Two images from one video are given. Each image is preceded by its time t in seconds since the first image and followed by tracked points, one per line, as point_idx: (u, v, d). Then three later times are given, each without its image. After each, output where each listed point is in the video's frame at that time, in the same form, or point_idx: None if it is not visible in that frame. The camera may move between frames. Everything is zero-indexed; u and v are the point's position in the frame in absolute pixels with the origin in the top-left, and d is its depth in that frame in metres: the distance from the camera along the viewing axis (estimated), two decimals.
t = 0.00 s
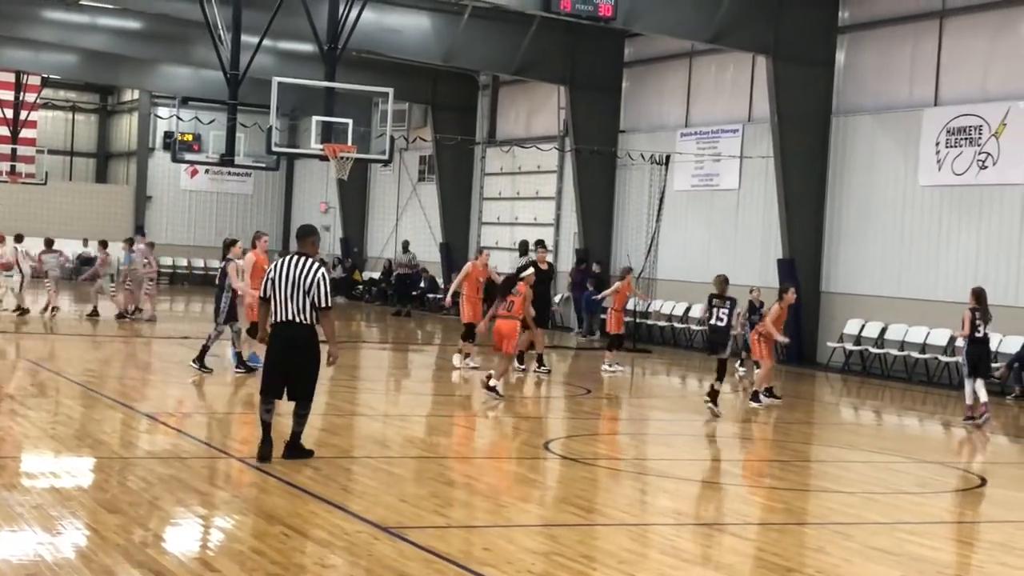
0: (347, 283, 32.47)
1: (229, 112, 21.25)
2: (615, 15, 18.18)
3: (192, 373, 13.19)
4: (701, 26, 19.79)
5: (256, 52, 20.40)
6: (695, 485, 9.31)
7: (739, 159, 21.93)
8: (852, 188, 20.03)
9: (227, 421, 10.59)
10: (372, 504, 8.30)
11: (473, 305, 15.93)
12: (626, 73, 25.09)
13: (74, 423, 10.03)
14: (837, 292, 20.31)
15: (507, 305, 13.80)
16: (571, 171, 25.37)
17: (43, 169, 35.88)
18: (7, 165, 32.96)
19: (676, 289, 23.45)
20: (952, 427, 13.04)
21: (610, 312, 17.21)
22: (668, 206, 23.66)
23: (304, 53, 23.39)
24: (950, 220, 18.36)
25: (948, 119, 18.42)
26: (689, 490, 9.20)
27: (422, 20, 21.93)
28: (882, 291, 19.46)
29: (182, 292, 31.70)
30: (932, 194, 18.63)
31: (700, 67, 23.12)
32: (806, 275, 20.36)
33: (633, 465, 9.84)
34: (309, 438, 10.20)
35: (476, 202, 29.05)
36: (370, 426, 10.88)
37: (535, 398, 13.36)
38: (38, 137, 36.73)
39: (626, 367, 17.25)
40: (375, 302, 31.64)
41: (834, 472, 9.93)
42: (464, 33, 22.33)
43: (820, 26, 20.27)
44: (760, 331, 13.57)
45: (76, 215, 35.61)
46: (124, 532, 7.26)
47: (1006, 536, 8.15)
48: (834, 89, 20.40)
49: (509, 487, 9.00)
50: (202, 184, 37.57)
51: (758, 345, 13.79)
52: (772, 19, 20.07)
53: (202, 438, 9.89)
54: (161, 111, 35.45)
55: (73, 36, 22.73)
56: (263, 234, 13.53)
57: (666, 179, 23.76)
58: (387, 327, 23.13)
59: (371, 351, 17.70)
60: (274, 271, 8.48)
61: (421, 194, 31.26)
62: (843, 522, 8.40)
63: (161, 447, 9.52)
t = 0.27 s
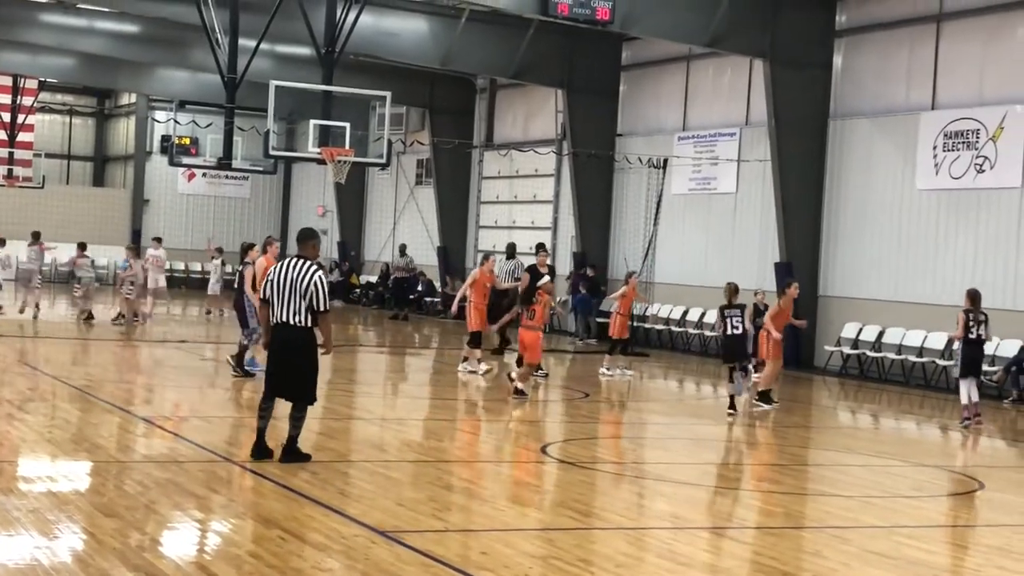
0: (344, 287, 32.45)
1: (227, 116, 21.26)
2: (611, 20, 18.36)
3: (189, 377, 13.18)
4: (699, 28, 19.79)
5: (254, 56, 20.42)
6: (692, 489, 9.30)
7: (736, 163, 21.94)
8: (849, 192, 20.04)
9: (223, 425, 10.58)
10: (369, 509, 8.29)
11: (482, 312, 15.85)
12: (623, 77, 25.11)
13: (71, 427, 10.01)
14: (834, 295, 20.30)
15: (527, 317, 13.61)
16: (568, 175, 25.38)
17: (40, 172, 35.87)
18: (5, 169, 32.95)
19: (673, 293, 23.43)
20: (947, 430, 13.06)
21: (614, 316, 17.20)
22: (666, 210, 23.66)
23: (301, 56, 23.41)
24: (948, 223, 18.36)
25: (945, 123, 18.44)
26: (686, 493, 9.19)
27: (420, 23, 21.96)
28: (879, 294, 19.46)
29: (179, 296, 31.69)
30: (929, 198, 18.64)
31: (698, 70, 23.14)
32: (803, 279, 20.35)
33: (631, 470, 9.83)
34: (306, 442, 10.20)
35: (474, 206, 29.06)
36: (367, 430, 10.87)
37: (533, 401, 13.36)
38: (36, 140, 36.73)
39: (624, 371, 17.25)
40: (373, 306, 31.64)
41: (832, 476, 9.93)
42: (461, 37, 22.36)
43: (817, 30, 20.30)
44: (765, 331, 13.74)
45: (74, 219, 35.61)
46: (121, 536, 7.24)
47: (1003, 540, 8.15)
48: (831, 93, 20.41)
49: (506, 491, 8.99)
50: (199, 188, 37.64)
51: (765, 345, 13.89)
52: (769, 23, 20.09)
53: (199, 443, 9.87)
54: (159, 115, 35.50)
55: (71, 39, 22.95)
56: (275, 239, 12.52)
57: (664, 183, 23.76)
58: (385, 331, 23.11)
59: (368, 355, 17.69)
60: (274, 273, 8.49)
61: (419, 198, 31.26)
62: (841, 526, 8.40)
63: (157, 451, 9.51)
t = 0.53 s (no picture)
0: (343, 290, 32.45)
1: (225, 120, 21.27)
2: (610, 23, 18.29)
3: (188, 381, 13.18)
4: (699, 28, 19.84)
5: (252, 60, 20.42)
6: (691, 492, 9.31)
7: (735, 166, 21.95)
8: (847, 195, 20.05)
9: (223, 429, 10.58)
10: (368, 513, 8.28)
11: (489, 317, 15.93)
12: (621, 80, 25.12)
13: (70, 432, 10.01)
14: (832, 299, 20.31)
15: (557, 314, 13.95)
16: (567, 178, 25.40)
17: (39, 177, 35.89)
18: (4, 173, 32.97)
19: (672, 297, 23.46)
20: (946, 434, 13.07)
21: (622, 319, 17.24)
22: (664, 214, 23.67)
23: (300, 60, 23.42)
24: (946, 227, 18.37)
25: (943, 126, 18.45)
26: (685, 497, 9.19)
27: (418, 27, 21.98)
28: (878, 298, 19.46)
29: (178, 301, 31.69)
30: (928, 201, 18.65)
31: (696, 74, 23.15)
32: (802, 282, 20.36)
33: (629, 473, 9.83)
34: (305, 446, 10.20)
35: (473, 209, 29.07)
36: (365, 434, 10.87)
37: (532, 405, 13.37)
38: (34, 145, 36.75)
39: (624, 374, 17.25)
40: (371, 310, 31.65)
41: (831, 479, 9.93)
42: (460, 40, 22.37)
43: (815, 33, 20.31)
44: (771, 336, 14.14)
45: (72, 222, 35.62)
46: (119, 541, 7.24)
47: (1002, 543, 8.15)
48: (829, 96, 20.43)
49: (505, 495, 8.99)
50: (197, 192, 37.66)
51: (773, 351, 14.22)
52: (767, 26, 20.11)
53: (198, 447, 9.87)
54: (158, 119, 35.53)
55: (69, 44, 23.02)
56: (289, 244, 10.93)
57: (662, 186, 23.77)
58: (384, 335, 23.10)
59: (368, 359, 17.69)
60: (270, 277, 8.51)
61: (417, 202, 31.27)
62: (839, 529, 8.39)
63: (156, 455, 9.51)
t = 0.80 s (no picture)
0: (343, 294, 32.43)
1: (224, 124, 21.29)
2: (610, 27, 18.28)
3: (188, 385, 13.18)
4: (699, 31, 19.81)
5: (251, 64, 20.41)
6: (690, 496, 9.30)
7: (734, 170, 21.95)
8: (847, 198, 20.04)
9: (222, 433, 10.58)
10: (367, 517, 8.28)
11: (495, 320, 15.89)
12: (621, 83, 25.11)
13: (69, 436, 10.00)
14: (832, 302, 20.30)
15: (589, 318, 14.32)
16: (567, 182, 25.40)
17: (38, 181, 35.91)
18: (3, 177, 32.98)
19: (672, 300, 23.46)
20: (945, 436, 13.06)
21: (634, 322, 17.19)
22: (664, 217, 23.67)
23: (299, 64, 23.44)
24: (946, 230, 18.37)
25: (943, 129, 18.44)
26: (685, 500, 9.19)
27: (418, 31, 21.99)
28: (877, 301, 19.46)
29: (178, 305, 31.69)
30: (928, 204, 18.65)
31: (695, 77, 23.15)
32: (802, 285, 20.35)
33: (629, 477, 9.82)
34: (305, 450, 10.19)
35: (472, 213, 29.07)
36: (365, 438, 10.86)
37: (532, 409, 13.36)
38: (34, 149, 36.77)
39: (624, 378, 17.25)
40: (371, 314, 31.64)
41: (831, 482, 9.92)
42: (459, 44, 22.38)
43: (814, 37, 20.31)
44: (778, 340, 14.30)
45: (72, 226, 35.63)
46: (119, 545, 7.23)
47: (1002, 546, 8.14)
48: (828, 99, 20.43)
49: (505, 499, 8.98)
50: (197, 196, 37.66)
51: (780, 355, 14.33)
52: (767, 30, 20.11)
53: (197, 451, 9.87)
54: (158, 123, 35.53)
55: (69, 48, 22.90)
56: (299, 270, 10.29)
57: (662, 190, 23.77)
58: (383, 339, 23.09)
59: (368, 362, 17.68)
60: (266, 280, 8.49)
61: (417, 206, 31.27)
62: (840, 533, 8.38)
63: (156, 459, 9.50)
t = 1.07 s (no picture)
0: (344, 297, 32.41)
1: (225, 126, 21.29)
2: (611, 29, 18.25)
3: (188, 388, 13.17)
4: (700, 32, 19.77)
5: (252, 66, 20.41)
6: (692, 498, 9.29)
7: (735, 172, 21.95)
8: (849, 201, 20.03)
9: (223, 436, 10.58)
10: (369, 519, 8.27)
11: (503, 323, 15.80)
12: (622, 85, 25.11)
13: (70, 439, 10.00)
14: (833, 304, 20.30)
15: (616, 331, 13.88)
16: (568, 184, 25.40)
17: (39, 183, 35.91)
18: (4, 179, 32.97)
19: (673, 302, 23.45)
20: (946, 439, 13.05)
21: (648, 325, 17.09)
22: (665, 219, 23.66)
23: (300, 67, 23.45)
24: (948, 232, 18.35)
25: (944, 131, 18.43)
26: (686, 503, 9.18)
27: (419, 33, 22.00)
28: (879, 303, 19.45)
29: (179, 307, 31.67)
30: (929, 206, 18.63)
31: (696, 79, 23.15)
32: (803, 287, 20.33)
33: (630, 479, 9.82)
34: (306, 452, 10.19)
35: (473, 215, 29.06)
36: (366, 440, 10.86)
37: (533, 411, 13.35)
38: (35, 151, 36.77)
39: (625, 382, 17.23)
40: (372, 316, 31.62)
41: (832, 485, 9.91)
42: (460, 46, 22.38)
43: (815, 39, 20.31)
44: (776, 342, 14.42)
45: (73, 229, 35.64)
46: (120, 547, 7.23)
47: (1003, 548, 8.13)
48: (829, 102, 20.43)
49: (506, 501, 8.97)
50: (198, 198, 37.64)
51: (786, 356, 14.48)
52: (767, 31, 20.10)
53: (198, 453, 9.86)
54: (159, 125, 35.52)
55: (70, 51, 22.87)
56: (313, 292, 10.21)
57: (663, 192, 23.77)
58: (384, 341, 23.07)
59: (369, 365, 17.66)
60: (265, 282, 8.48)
61: (418, 208, 31.26)
62: (841, 535, 8.37)
63: (157, 462, 9.50)
